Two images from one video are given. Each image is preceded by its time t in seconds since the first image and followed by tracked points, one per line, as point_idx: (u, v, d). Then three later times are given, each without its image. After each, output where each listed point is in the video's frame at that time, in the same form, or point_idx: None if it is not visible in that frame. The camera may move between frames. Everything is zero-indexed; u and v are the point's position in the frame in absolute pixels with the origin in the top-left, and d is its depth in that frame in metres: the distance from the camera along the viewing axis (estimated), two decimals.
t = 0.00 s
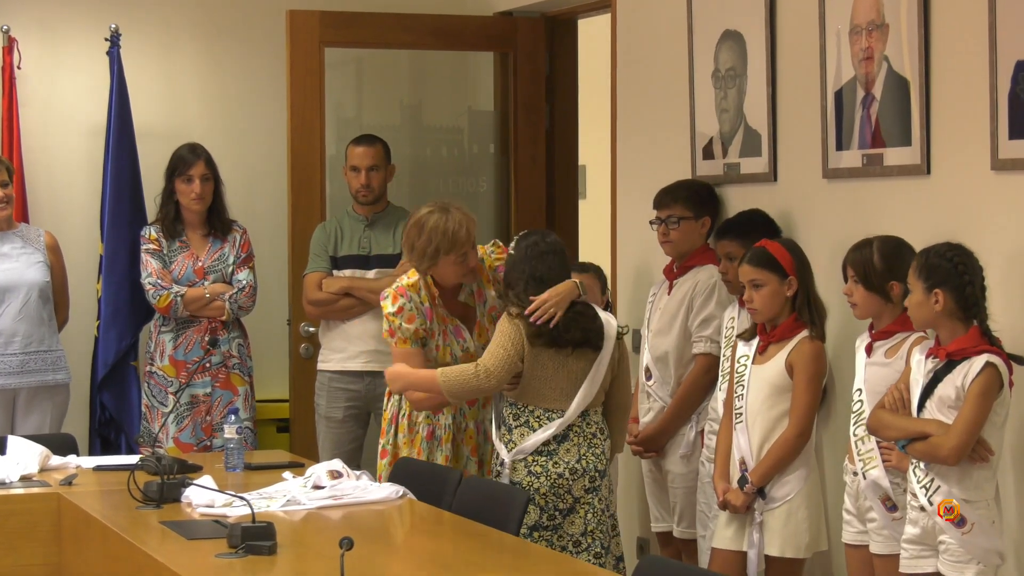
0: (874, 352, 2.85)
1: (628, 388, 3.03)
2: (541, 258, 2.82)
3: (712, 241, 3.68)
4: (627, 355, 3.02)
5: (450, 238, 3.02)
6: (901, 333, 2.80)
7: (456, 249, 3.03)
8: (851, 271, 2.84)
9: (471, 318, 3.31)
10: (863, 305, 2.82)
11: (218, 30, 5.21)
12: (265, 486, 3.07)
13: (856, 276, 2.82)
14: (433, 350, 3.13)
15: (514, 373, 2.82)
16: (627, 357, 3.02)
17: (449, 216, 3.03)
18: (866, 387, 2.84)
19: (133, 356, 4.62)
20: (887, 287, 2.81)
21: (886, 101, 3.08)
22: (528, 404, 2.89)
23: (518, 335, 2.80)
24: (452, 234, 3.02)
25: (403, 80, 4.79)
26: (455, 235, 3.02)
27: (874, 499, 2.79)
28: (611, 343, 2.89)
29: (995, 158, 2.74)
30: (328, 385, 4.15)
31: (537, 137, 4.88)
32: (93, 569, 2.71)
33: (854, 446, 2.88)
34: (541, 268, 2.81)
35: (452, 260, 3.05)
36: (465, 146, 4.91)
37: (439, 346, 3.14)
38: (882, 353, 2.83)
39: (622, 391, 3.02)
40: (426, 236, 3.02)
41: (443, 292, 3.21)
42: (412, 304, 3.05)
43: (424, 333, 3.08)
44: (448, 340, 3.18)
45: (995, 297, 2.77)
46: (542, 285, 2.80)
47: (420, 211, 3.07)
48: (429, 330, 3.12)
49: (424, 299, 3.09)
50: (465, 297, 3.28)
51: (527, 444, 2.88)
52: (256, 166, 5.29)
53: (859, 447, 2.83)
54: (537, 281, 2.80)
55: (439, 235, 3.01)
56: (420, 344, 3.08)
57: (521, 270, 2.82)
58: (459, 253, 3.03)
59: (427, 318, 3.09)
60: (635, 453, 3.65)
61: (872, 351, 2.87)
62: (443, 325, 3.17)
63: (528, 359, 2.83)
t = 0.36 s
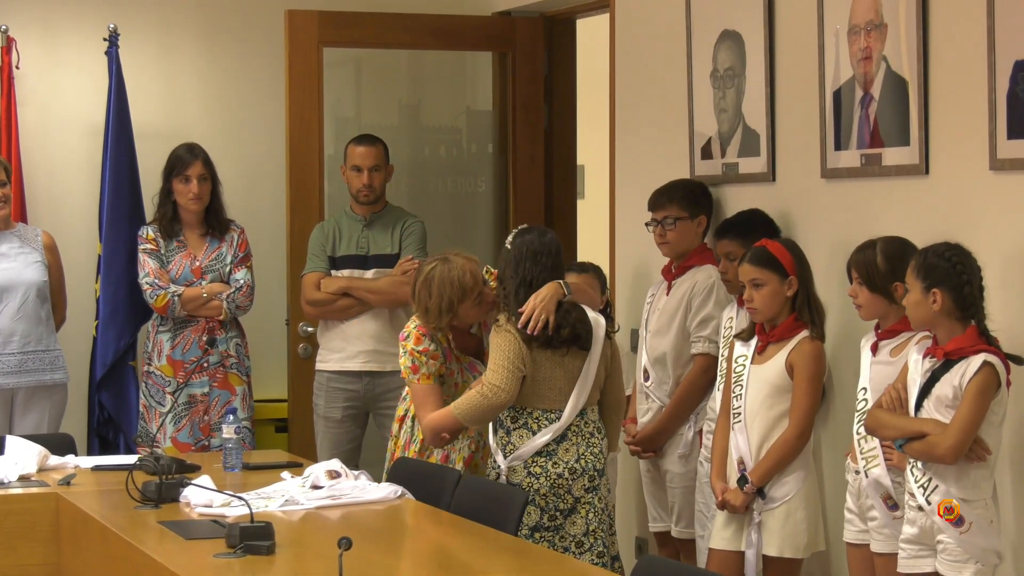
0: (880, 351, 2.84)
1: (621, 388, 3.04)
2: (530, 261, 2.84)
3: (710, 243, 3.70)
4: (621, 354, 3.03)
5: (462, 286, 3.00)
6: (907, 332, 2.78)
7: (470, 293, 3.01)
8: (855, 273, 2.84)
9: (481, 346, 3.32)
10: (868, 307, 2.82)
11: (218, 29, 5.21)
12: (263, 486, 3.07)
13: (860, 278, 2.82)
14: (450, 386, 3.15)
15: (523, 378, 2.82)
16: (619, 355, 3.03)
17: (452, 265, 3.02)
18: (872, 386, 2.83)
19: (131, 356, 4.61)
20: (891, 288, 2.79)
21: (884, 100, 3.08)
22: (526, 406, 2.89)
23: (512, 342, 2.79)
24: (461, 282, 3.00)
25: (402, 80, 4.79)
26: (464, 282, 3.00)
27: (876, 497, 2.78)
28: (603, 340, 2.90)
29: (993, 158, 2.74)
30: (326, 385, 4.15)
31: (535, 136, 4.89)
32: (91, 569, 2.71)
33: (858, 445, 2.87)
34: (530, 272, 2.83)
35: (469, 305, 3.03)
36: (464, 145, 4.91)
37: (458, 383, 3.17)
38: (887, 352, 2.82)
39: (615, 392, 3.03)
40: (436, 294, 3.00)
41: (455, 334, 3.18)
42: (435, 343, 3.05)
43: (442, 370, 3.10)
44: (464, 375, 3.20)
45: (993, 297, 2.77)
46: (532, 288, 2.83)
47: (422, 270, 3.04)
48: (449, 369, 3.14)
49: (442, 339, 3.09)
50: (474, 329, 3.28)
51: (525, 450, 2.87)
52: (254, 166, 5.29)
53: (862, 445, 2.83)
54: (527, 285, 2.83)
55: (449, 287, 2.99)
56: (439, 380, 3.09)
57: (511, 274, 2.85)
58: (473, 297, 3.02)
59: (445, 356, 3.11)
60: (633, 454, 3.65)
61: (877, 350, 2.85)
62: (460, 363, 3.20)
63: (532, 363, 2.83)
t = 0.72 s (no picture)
0: (888, 350, 2.82)
1: (615, 388, 3.04)
2: (523, 262, 2.85)
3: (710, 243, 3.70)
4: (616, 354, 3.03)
5: (466, 267, 2.99)
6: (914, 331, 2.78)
7: (475, 276, 3.00)
8: (861, 276, 2.81)
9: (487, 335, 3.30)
10: (875, 309, 2.79)
11: (216, 29, 5.21)
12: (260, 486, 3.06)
13: (867, 282, 2.79)
14: (450, 375, 3.15)
15: (519, 378, 2.84)
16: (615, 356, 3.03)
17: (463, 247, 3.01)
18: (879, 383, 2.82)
19: (130, 356, 4.61)
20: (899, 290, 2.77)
21: (882, 101, 3.08)
22: (521, 406, 2.89)
23: (504, 345, 2.80)
24: (468, 264, 2.99)
25: (400, 80, 4.79)
26: (469, 263, 2.99)
27: (879, 494, 2.77)
28: (593, 341, 2.91)
29: (991, 158, 2.74)
30: (324, 385, 4.15)
31: (534, 136, 4.89)
32: (88, 569, 2.71)
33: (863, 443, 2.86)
34: (521, 273, 2.83)
35: (473, 288, 3.02)
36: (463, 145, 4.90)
37: (459, 371, 3.17)
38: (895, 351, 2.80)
39: (610, 391, 3.03)
40: (442, 273, 3.00)
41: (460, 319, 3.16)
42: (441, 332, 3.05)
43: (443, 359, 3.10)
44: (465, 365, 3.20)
45: (991, 297, 2.77)
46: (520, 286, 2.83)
47: (432, 248, 3.04)
48: (449, 357, 3.13)
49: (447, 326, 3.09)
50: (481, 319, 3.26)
51: (516, 450, 2.87)
52: (253, 165, 5.29)
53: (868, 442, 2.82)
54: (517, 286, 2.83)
55: (455, 266, 2.99)
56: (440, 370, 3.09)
57: (500, 274, 2.86)
58: (478, 280, 3.01)
59: (449, 345, 3.11)
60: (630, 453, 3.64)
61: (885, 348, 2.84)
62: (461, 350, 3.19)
63: (526, 361, 2.84)
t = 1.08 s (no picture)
0: (888, 349, 2.82)
1: (614, 388, 3.03)
2: (521, 260, 2.87)
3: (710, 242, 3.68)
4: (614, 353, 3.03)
5: (434, 223, 3.13)
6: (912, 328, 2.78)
7: (436, 235, 3.13)
8: (860, 276, 2.81)
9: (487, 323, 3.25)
10: (874, 309, 2.79)
11: (216, 28, 5.21)
12: (259, 486, 3.06)
13: (866, 282, 2.79)
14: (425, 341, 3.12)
15: (513, 376, 2.84)
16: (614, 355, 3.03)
17: (458, 212, 3.11)
18: (880, 381, 2.81)
19: (129, 355, 4.61)
20: (899, 291, 2.77)
21: (881, 100, 3.08)
22: (514, 404, 2.89)
23: (497, 344, 2.80)
24: (447, 225, 3.10)
25: (399, 79, 4.78)
26: (437, 220, 3.12)
27: (879, 494, 2.77)
28: (592, 344, 2.89)
29: (991, 158, 2.74)
30: (324, 384, 4.15)
31: (534, 135, 4.88)
32: (87, 568, 2.71)
33: (863, 442, 2.86)
34: (517, 272, 2.86)
35: (434, 246, 3.15)
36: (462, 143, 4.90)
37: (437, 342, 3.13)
38: (895, 349, 2.80)
39: (608, 391, 3.03)
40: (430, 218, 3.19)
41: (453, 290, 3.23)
42: (425, 291, 3.11)
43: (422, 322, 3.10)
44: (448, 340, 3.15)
45: (990, 296, 2.77)
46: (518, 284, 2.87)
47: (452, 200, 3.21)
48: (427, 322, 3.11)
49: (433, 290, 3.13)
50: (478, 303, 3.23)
51: (508, 447, 2.88)
52: (252, 165, 5.29)
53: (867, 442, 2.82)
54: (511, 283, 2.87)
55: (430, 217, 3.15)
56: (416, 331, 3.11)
57: (499, 272, 2.89)
58: (436, 239, 3.13)
59: (432, 310, 3.12)
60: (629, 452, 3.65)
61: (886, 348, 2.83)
62: (446, 324, 3.16)
63: (520, 360, 2.84)
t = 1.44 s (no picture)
0: (889, 348, 2.82)
1: (611, 386, 3.03)
2: (525, 262, 2.87)
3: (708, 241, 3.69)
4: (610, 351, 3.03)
5: (444, 219, 3.13)
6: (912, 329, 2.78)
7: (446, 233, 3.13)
8: (862, 274, 2.80)
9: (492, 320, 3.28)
10: (875, 308, 2.78)
11: (216, 26, 5.21)
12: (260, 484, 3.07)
13: (868, 279, 2.79)
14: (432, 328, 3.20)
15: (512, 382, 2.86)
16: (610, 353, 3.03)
17: (468, 211, 3.11)
18: (879, 380, 2.82)
19: (129, 353, 4.61)
20: (900, 289, 2.76)
21: (881, 99, 3.08)
22: (513, 403, 2.89)
23: (495, 351, 2.82)
24: (456, 222, 3.11)
25: (399, 77, 4.78)
26: (449, 217, 3.12)
27: (878, 492, 2.78)
28: (590, 344, 2.92)
29: (991, 157, 2.74)
30: (324, 382, 4.15)
31: (534, 133, 4.88)
32: (88, 567, 2.71)
33: (863, 441, 2.86)
34: (519, 274, 2.87)
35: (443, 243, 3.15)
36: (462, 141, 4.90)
37: (441, 332, 3.19)
38: (895, 348, 2.80)
39: (605, 390, 3.03)
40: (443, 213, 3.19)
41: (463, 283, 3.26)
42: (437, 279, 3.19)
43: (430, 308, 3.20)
44: (452, 332, 3.20)
45: (990, 295, 2.77)
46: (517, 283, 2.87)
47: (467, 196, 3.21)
48: (435, 313, 3.20)
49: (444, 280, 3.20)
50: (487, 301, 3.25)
51: (505, 445, 2.88)
52: (252, 163, 5.29)
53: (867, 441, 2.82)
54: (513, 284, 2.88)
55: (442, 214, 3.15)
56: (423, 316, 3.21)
57: (501, 271, 2.89)
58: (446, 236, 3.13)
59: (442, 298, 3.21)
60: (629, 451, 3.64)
61: (886, 347, 2.83)
62: (452, 316, 3.22)
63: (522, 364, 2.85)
